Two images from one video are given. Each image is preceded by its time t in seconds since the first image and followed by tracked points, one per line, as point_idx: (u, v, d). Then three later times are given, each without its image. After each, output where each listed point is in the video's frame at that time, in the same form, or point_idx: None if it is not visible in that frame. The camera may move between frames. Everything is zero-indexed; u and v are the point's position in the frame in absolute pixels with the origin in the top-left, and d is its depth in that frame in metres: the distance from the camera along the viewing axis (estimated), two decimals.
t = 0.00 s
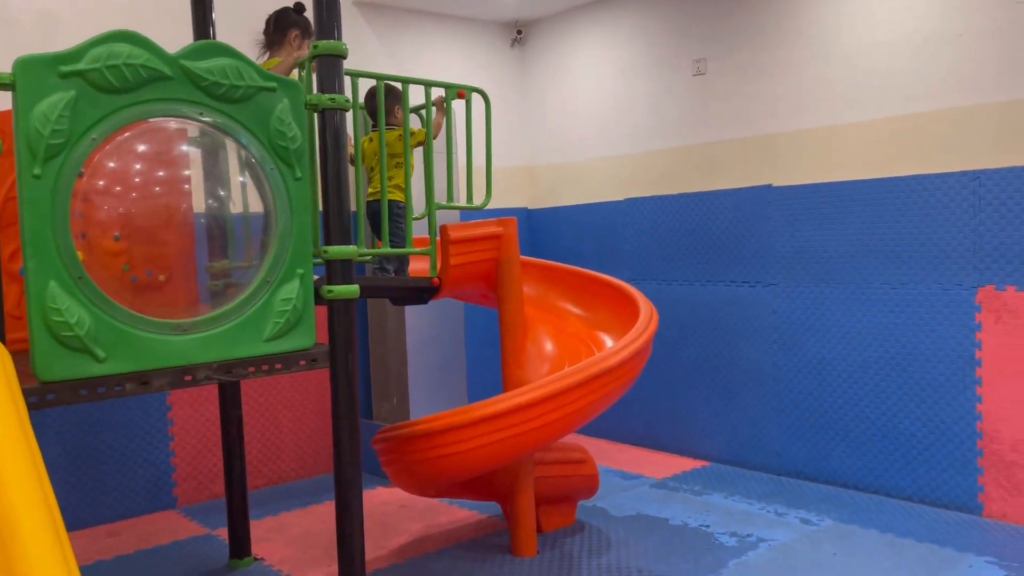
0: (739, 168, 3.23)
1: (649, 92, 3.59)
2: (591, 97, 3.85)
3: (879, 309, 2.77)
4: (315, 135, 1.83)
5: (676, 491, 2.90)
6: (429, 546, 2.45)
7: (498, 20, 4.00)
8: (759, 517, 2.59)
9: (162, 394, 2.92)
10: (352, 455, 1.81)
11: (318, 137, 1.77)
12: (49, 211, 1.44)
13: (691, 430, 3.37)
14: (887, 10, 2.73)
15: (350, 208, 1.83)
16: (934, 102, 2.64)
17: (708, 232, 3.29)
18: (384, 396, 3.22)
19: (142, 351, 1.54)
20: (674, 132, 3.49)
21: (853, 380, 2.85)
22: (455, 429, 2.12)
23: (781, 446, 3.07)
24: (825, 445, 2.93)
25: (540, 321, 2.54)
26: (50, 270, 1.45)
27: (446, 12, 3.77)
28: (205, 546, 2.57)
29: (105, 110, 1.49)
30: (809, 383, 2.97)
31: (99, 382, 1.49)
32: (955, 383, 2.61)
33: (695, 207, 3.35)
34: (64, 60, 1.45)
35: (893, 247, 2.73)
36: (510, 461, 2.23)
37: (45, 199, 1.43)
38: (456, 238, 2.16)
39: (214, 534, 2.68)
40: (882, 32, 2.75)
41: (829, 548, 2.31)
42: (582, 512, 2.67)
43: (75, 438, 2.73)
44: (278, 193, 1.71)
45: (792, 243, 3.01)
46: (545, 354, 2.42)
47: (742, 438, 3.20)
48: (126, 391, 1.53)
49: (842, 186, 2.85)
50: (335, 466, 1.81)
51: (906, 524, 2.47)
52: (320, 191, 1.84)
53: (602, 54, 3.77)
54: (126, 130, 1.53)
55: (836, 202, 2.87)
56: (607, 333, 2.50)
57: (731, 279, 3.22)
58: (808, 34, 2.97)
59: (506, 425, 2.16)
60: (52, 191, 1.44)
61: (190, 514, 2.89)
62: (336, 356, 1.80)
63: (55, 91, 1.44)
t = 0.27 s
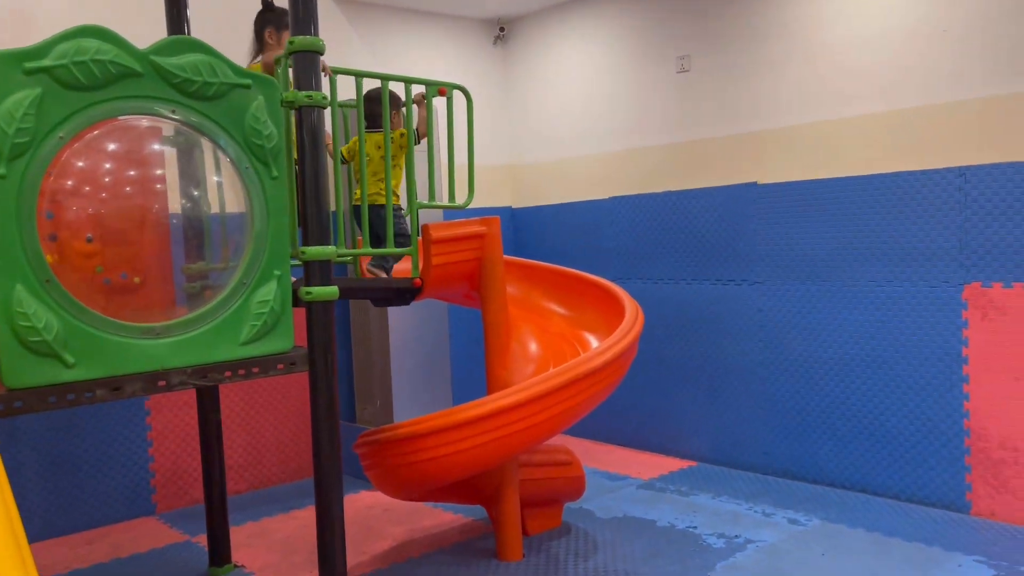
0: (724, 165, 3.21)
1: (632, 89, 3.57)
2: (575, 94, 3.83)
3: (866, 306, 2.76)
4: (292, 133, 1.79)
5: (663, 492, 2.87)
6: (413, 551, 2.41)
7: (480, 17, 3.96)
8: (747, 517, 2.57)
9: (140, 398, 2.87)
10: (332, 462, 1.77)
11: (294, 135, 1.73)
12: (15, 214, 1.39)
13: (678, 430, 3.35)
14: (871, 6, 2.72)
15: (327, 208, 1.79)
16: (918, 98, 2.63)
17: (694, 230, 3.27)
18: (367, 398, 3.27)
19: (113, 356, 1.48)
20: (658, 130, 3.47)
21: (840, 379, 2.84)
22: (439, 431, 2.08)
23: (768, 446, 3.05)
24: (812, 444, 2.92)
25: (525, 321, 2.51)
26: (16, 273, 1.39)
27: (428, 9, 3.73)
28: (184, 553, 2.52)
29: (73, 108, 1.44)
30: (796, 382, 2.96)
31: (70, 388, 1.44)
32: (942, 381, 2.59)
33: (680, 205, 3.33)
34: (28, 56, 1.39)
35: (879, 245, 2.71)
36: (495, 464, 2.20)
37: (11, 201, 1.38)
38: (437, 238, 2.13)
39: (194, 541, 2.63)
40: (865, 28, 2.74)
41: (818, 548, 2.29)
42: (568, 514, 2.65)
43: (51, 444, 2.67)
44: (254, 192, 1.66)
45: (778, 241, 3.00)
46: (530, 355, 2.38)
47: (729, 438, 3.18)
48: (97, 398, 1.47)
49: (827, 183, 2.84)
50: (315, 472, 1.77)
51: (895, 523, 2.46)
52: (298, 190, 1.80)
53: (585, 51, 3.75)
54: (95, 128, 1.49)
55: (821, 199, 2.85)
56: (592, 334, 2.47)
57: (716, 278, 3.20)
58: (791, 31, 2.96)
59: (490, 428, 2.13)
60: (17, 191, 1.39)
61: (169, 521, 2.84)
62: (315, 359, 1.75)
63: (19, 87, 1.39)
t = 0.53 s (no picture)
0: (718, 167, 3.17)
1: (624, 91, 3.52)
2: (565, 96, 3.78)
3: (864, 311, 2.71)
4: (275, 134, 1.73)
5: (659, 501, 2.82)
6: (403, 565, 2.34)
7: (470, 18, 3.91)
8: (745, 527, 2.51)
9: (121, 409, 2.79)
10: (317, 475, 1.71)
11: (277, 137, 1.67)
12: None
13: (672, 437, 3.30)
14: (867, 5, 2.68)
15: (312, 213, 1.72)
16: (915, 99, 2.59)
17: (687, 234, 3.23)
18: (356, 408, 3.21)
19: (87, 368, 1.41)
20: (650, 132, 3.42)
21: (838, 385, 2.79)
22: (429, 443, 2.02)
23: (764, 453, 3.00)
24: (809, 451, 2.87)
25: (516, 327, 2.45)
26: None
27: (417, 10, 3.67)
28: (166, 569, 2.45)
29: (43, 108, 1.37)
30: (793, 388, 2.91)
31: (39, 402, 1.37)
32: (941, 386, 2.55)
33: (673, 208, 3.29)
34: None
35: (877, 248, 2.67)
36: (487, 476, 2.13)
37: None
38: (426, 243, 2.07)
39: (177, 555, 2.55)
40: (862, 27, 2.70)
41: (818, 559, 2.23)
42: (562, 525, 2.59)
43: (28, 457, 2.59)
44: (234, 196, 1.59)
45: (773, 244, 2.95)
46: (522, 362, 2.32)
47: (724, 445, 3.12)
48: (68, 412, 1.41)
49: (824, 185, 2.79)
50: (300, 486, 1.70)
51: (895, 532, 2.41)
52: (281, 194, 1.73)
53: (576, 53, 3.70)
54: (67, 129, 1.42)
55: (816, 202, 2.81)
56: (586, 340, 2.41)
57: (710, 282, 3.16)
58: (785, 31, 2.92)
59: (482, 439, 2.06)
60: None
61: (152, 535, 2.76)
62: (299, 369, 1.69)
63: None
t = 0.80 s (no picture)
0: (718, 174, 3.12)
1: (623, 97, 3.48)
2: (563, 102, 3.73)
3: (867, 320, 2.67)
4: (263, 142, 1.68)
5: (659, 515, 2.76)
6: None
7: (467, 23, 3.87)
8: (746, 542, 2.46)
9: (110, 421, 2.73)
10: (306, 492, 1.65)
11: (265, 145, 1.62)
12: None
13: (672, 448, 3.25)
14: (869, 8, 2.64)
15: (300, 223, 1.67)
16: (918, 104, 2.55)
17: (687, 241, 3.18)
18: (350, 420, 3.20)
19: (65, 385, 1.36)
20: (649, 138, 3.38)
21: (841, 395, 2.74)
22: (423, 458, 1.96)
23: (766, 464, 2.95)
24: (811, 463, 2.82)
25: (513, 338, 2.40)
26: None
27: (413, 16, 3.64)
28: None
29: (22, 115, 1.32)
30: (795, 398, 2.86)
31: (16, 420, 1.32)
32: (947, 398, 2.50)
33: (673, 215, 3.24)
34: None
35: (880, 256, 2.63)
36: (483, 492, 2.08)
37: None
38: (420, 252, 2.02)
39: (165, 572, 2.49)
40: (863, 31, 2.65)
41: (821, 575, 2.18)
42: (560, 540, 2.53)
43: (14, 471, 2.53)
44: (220, 205, 1.54)
45: (774, 252, 2.90)
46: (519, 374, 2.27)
47: (725, 456, 3.07)
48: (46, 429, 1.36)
49: (825, 192, 2.75)
50: (289, 505, 1.65)
51: (900, 548, 2.36)
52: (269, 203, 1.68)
53: (574, 58, 3.66)
54: (47, 136, 1.37)
55: (818, 209, 2.77)
56: (584, 351, 2.36)
57: (710, 291, 3.11)
58: (786, 35, 2.87)
59: (478, 454, 2.01)
60: None
61: (141, 551, 2.70)
62: (288, 384, 1.64)
63: None
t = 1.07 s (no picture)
0: (723, 184, 3.09)
1: (628, 106, 3.45)
2: (568, 112, 3.71)
3: (873, 333, 2.62)
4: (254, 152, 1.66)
5: (661, 530, 2.72)
6: None
7: (472, 32, 3.85)
8: (748, 559, 2.41)
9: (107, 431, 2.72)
10: (295, 506, 1.62)
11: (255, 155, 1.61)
12: None
13: (676, 462, 3.20)
14: (877, 17, 2.60)
15: (292, 233, 1.65)
16: (925, 115, 2.50)
17: (692, 252, 3.15)
18: (351, 431, 3.19)
19: (48, 397, 1.33)
20: (654, 148, 3.35)
21: (848, 409, 2.69)
22: (417, 472, 1.93)
23: (771, 479, 2.90)
24: (816, 479, 2.77)
25: (511, 349, 2.37)
26: None
27: (418, 24, 3.63)
28: None
29: (7, 123, 1.30)
30: (800, 412, 2.81)
31: None
32: (954, 413, 2.45)
33: (678, 225, 3.21)
34: None
35: (886, 268, 2.58)
36: (478, 506, 2.04)
37: None
38: (416, 263, 1.99)
39: None
40: (871, 40, 2.62)
41: None
42: (560, 557, 2.49)
43: (8, 481, 2.53)
44: (210, 215, 1.51)
45: (779, 263, 2.87)
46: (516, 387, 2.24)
47: (729, 471, 3.02)
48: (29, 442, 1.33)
49: (831, 202, 2.71)
50: (278, 519, 1.61)
51: (907, 567, 2.30)
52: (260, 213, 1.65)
53: (579, 67, 3.63)
54: (33, 145, 1.35)
55: (824, 220, 2.73)
56: (582, 364, 2.33)
57: (714, 302, 3.07)
58: (792, 43, 2.84)
59: (472, 468, 1.97)
60: None
61: (137, 562, 2.68)
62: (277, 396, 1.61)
63: None
